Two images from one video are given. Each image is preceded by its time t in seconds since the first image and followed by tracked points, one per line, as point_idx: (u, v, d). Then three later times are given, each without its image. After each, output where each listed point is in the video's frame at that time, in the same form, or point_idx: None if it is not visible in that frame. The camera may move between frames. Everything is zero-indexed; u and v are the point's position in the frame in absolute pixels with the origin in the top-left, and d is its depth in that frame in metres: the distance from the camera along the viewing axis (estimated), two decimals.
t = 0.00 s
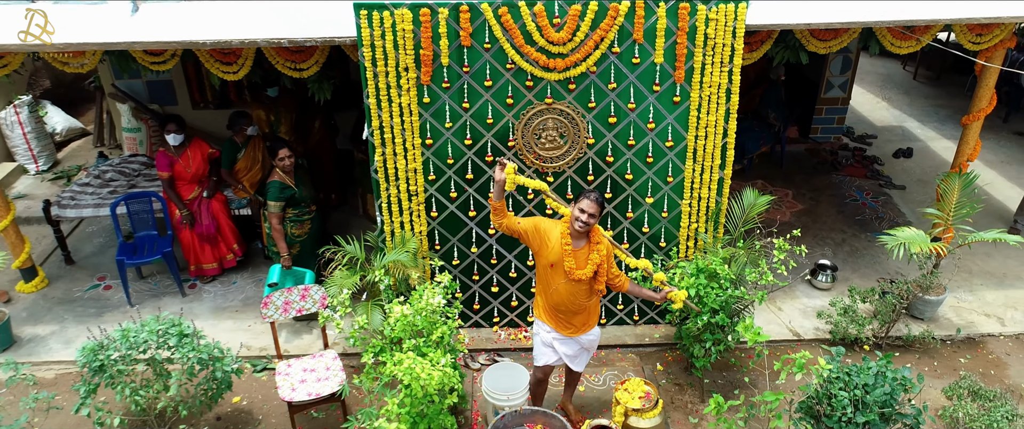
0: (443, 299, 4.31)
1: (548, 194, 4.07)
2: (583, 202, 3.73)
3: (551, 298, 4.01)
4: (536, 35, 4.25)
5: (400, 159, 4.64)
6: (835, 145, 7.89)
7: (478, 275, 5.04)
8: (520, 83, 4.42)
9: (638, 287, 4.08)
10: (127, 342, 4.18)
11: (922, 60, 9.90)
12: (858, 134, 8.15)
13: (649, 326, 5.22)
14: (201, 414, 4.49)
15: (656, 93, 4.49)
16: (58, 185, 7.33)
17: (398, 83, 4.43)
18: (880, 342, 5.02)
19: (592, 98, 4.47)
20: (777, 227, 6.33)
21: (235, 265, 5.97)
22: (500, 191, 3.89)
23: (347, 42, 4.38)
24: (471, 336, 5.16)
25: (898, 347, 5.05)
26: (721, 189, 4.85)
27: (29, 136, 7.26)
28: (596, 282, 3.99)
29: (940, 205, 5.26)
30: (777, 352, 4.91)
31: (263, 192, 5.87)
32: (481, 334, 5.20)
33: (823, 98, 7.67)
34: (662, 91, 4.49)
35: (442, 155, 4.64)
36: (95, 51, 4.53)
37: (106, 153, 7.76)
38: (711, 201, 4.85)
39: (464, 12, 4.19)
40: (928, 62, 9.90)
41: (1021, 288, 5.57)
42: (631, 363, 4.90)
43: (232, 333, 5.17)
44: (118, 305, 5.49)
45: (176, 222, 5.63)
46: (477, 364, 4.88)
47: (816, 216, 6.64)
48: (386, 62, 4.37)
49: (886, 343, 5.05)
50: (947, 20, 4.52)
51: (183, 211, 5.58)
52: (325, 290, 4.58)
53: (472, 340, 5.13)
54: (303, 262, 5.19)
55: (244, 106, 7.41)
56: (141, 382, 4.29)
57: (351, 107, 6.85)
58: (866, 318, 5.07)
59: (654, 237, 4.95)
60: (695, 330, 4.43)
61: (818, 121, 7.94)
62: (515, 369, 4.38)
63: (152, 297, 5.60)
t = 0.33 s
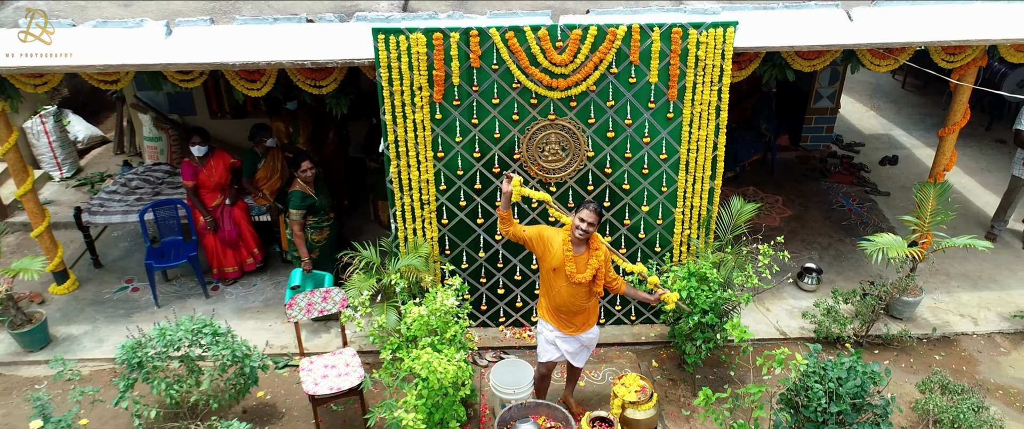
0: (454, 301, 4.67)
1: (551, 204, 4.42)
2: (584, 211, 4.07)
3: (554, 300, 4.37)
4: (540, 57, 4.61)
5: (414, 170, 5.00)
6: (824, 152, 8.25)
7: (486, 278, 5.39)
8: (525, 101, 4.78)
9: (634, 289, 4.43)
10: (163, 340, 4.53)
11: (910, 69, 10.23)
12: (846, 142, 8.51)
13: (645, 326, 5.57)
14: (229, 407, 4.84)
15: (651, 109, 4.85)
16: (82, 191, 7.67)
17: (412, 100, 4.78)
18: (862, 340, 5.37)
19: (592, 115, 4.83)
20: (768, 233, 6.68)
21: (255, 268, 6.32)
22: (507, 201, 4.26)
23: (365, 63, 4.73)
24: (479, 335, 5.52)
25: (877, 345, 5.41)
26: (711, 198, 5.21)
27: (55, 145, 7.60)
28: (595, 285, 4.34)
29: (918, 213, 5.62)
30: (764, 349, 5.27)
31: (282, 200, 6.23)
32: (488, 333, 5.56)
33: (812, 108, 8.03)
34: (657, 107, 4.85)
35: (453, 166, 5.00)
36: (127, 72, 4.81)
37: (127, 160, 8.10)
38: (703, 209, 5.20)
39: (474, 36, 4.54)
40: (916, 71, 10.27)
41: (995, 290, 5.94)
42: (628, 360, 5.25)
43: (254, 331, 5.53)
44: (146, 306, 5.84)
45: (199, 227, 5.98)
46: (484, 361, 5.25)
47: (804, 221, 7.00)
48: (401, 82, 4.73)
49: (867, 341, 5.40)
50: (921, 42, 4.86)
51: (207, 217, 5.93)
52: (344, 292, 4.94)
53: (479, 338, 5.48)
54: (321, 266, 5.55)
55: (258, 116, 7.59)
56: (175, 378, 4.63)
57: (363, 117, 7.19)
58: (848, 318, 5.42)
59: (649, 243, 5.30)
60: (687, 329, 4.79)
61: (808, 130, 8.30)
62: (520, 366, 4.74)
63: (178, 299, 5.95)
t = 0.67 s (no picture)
0: (463, 300, 5.07)
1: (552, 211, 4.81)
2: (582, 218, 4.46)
3: (554, 299, 4.76)
4: (542, 75, 5.00)
5: (425, 179, 5.40)
6: (812, 159, 8.65)
7: (491, 279, 5.79)
8: (528, 115, 5.18)
9: (628, 289, 4.83)
10: (195, 337, 4.91)
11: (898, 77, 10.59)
12: (833, 149, 8.91)
13: (640, 323, 5.97)
14: (254, 399, 5.23)
15: (644, 123, 5.25)
16: (105, 196, 8.05)
17: (424, 115, 5.18)
18: (841, 337, 5.76)
19: (589, 128, 5.23)
20: (757, 236, 7.08)
21: (273, 270, 6.71)
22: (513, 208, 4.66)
23: (380, 81, 5.11)
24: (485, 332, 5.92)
25: (857, 341, 5.79)
26: (701, 204, 5.60)
27: (79, 153, 7.87)
28: (592, 286, 4.73)
29: (895, 218, 6.01)
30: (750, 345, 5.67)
31: (299, 206, 6.62)
32: (493, 330, 5.95)
33: (800, 117, 8.44)
34: (650, 121, 5.25)
35: (461, 176, 5.39)
36: (160, 90, 5.19)
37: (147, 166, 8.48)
38: (694, 215, 5.60)
39: (481, 57, 4.94)
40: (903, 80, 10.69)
41: (968, 290, 6.34)
42: (624, 355, 5.63)
43: (275, 328, 5.92)
44: (171, 305, 6.22)
45: (222, 231, 6.37)
46: (490, 357, 5.64)
47: (792, 224, 7.39)
48: (414, 98, 5.12)
49: (846, 338, 5.79)
50: (894, 62, 5.25)
51: (229, 223, 6.32)
52: (361, 292, 5.33)
53: (485, 335, 5.88)
54: (339, 267, 5.95)
55: (273, 125, 7.83)
56: (206, 372, 5.02)
57: (374, 127, 7.58)
58: (829, 316, 5.81)
59: (643, 246, 5.70)
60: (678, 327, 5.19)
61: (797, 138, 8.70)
62: (523, 361, 5.07)
63: (202, 299, 6.33)
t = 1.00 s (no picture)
0: (467, 298, 5.44)
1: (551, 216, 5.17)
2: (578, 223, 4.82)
3: (553, 297, 5.12)
4: (541, 89, 5.36)
5: (431, 186, 5.76)
6: (801, 164, 9.01)
7: (493, 279, 6.16)
8: (528, 126, 5.55)
9: (622, 288, 5.18)
10: (218, 333, 5.29)
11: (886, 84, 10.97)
12: (822, 154, 9.27)
13: (633, 321, 6.33)
14: (273, 391, 5.59)
15: (637, 133, 5.62)
16: (125, 200, 8.35)
17: (431, 126, 5.55)
18: (823, 333, 6.13)
19: (585, 138, 5.59)
20: (747, 239, 7.44)
21: (287, 270, 7.08)
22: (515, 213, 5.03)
23: (390, 95, 5.48)
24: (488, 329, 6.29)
25: (839, 338, 6.15)
26: (691, 209, 5.96)
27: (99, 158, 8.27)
28: (588, 285, 5.08)
29: (874, 222, 6.37)
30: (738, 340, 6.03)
31: (311, 210, 6.99)
32: (495, 327, 6.32)
33: (789, 123, 8.82)
34: (642, 132, 5.62)
35: (465, 182, 5.76)
36: (184, 103, 5.55)
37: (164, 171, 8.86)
38: (684, 219, 5.96)
39: (485, 72, 5.30)
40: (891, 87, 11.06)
41: (945, 290, 6.69)
42: (618, 351, 5.99)
43: (290, 326, 6.29)
44: (192, 304, 6.59)
45: (239, 234, 6.73)
46: (492, 352, 6.00)
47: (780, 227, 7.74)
48: (422, 110, 5.49)
49: (828, 335, 6.15)
50: (871, 75, 5.59)
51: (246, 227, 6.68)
52: (373, 292, 5.70)
53: (487, 332, 6.24)
54: (350, 268, 6.31)
55: (285, 132, 8.17)
56: (228, 365, 5.38)
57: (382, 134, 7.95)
58: (812, 314, 6.17)
59: (637, 248, 6.06)
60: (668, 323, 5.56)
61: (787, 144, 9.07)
62: (524, 355, 5.43)
63: (220, 298, 6.70)
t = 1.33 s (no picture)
0: (470, 297, 5.84)
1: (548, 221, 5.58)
2: (573, 227, 5.22)
3: (550, 296, 5.53)
4: (539, 102, 5.77)
5: (437, 192, 6.17)
6: (787, 169, 9.43)
7: (495, 280, 6.56)
8: (527, 137, 5.95)
9: (613, 287, 5.58)
10: (239, 329, 5.70)
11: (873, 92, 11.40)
12: (808, 160, 9.69)
13: (626, 318, 6.74)
14: (289, 384, 6.00)
15: (628, 143, 6.03)
16: (142, 204, 8.75)
17: (437, 137, 5.95)
18: (804, 330, 6.53)
19: (580, 148, 6.00)
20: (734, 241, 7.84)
21: (299, 271, 7.47)
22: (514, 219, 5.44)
23: (398, 107, 5.89)
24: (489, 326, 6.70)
25: (818, 335, 6.56)
26: (679, 213, 6.36)
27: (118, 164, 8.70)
28: (582, 285, 5.48)
29: (852, 226, 6.79)
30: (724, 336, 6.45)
31: (322, 214, 7.39)
32: (497, 325, 6.73)
33: (777, 130, 9.25)
34: (633, 142, 6.03)
35: (468, 189, 6.17)
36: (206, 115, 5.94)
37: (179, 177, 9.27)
38: (673, 223, 6.37)
39: (486, 87, 5.71)
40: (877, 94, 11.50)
41: (920, 289, 7.10)
42: (611, 346, 6.40)
43: (304, 323, 6.69)
44: (210, 302, 6.98)
45: (254, 237, 7.12)
46: (494, 347, 6.41)
47: (767, 229, 8.14)
48: (428, 122, 5.89)
49: (808, 331, 6.55)
50: (847, 89, 6.00)
51: (261, 230, 7.07)
52: (382, 291, 6.10)
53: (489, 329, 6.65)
54: (359, 269, 6.72)
55: (297, 140, 8.57)
56: (248, 359, 5.78)
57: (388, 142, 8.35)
58: (793, 312, 6.57)
59: (629, 250, 6.47)
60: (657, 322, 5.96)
61: (774, 150, 9.48)
62: (521, 350, 5.80)
63: (236, 297, 7.10)
